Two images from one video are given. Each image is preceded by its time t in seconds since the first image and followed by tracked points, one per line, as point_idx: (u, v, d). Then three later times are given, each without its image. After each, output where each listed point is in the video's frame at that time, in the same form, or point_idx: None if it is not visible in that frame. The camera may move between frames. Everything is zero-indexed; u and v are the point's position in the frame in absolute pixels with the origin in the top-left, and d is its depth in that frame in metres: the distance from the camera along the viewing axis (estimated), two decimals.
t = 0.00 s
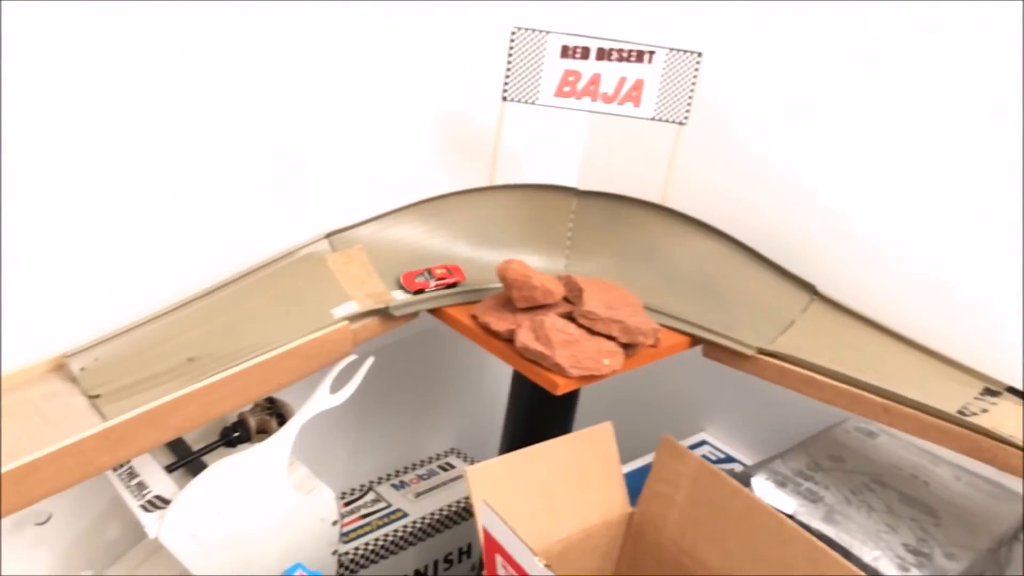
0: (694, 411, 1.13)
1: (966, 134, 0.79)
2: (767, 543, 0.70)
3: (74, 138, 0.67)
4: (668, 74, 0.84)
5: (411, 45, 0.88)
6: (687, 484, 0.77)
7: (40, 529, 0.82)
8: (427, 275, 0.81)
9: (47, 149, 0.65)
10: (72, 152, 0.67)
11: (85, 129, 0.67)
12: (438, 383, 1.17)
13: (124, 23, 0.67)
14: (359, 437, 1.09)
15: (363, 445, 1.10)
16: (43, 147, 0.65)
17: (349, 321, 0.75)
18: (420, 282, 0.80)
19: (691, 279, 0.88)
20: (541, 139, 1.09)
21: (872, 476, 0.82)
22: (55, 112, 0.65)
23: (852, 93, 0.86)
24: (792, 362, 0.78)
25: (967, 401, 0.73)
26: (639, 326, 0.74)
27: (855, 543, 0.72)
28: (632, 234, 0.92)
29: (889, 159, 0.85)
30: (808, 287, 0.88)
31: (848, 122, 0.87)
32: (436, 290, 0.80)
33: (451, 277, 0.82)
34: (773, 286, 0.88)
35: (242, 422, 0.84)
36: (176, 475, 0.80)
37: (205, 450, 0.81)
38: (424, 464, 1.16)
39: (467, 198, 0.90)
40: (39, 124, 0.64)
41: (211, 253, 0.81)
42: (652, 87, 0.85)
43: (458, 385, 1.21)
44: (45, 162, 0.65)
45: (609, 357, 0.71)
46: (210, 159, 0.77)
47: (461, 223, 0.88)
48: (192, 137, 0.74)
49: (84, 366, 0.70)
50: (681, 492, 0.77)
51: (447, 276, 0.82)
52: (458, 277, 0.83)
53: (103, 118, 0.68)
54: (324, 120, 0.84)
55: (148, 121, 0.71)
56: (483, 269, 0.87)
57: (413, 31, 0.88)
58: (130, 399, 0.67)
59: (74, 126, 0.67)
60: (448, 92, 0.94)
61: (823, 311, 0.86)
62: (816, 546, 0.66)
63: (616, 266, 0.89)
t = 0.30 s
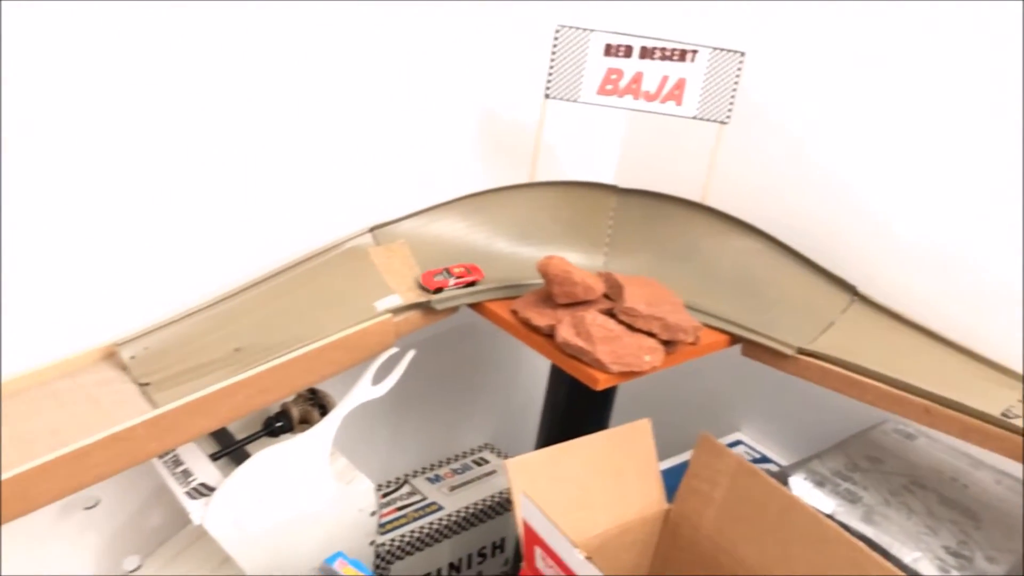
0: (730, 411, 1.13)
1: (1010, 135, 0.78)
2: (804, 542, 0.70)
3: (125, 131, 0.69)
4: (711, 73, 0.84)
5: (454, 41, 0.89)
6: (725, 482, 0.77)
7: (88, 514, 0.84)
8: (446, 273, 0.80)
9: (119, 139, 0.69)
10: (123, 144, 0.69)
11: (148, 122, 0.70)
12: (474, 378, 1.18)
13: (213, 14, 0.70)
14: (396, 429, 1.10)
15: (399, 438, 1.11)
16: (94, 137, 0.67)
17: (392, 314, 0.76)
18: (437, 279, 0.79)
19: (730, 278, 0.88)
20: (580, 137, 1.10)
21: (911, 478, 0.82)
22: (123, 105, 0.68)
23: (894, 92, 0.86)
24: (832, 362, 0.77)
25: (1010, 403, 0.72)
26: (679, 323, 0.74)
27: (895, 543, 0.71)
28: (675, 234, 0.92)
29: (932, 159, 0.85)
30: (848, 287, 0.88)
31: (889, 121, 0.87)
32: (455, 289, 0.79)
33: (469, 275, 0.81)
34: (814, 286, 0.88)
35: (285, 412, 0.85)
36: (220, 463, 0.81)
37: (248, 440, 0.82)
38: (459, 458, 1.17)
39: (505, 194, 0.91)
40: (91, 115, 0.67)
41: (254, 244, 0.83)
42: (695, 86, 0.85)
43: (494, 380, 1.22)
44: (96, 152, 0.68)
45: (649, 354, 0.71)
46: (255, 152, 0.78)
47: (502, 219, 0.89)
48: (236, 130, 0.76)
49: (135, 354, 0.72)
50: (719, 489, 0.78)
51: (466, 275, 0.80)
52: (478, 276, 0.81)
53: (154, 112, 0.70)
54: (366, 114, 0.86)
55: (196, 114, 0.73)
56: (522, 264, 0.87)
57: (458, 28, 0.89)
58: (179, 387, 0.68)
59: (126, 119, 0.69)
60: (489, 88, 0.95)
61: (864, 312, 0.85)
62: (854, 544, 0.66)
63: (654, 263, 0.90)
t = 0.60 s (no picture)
0: (770, 411, 1.13)
1: None
2: (848, 543, 0.70)
3: (182, 122, 0.71)
4: (759, 72, 0.84)
5: (502, 38, 0.90)
6: (767, 481, 0.77)
7: (139, 496, 0.86)
8: (473, 270, 0.80)
9: (176, 130, 0.70)
10: (180, 135, 0.71)
11: (204, 113, 0.71)
12: (515, 372, 1.18)
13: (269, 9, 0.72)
14: (436, 421, 1.11)
15: (439, 431, 1.13)
16: (154, 129, 0.69)
17: (439, 306, 0.77)
18: (464, 276, 0.79)
19: (775, 278, 0.88)
20: (625, 134, 1.10)
21: (956, 481, 0.81)
22: (181, 97, 0.69)
23: (945, 93, 0.85)
24: (877, 362, 0.77)
25: None
26: (726, 321, 0.74)
27: (941, 546, 0.71)
28: (719, 232, 0.92)
29: (982, 161, 0.84)
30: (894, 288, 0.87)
31: (939, 122, 0.86)
32: (478, 284, 0.78)
33: (496, 273, 0.80)
34: (860, 287, 0.87)
35: (332, 400, 0.87)
36: (268, 451, 0.83)
37: (295, 428, 0.84)
38: (497, 452, 1.18)
39: (550, 189, 0.91)
40: (173, 105, 0.69)
41: (303, 234, 0.84)
42: (743, 85, 0.85)
43: (534, 376, 1.22)
44: (155, 143, 0.69)
45: (695, 350, 0.72)
46: (309, 140, 0.80)
47: (547, 215, 0.90)
48: (292, 120, 0.78)
49: (189, 341, 0.73)
50: (760, 488, 0.77)
51: (492, 273, 0.80)
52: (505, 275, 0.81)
53: (216, 103, 0.72)
54: (414, 109, 0.87)
55: (250, 107, 0.74)
56: (566, 260, 0.88)
57: (507, 25, 0.90)
58: (231, 374, 0.70)
59: (199, 110, 0.71)
60: (537, 84, 0.96)
61: (910, 314, 0.85)
62: (897, 545, 0.66)
63: (697, 261, 0.90)
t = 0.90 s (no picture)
0: (807, 412, 1.12)
1: None
2: (888, 544, 0.70)
3: (239, 113, 0.72)
4: (807, 72, 0.84)
5: (550, 34, 0.91)
6: (807, 481, 0.77)
7: (186, 478, 0.88)
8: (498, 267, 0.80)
9: (230, 120, 0.72)
10: (233, 125, 0.72)
11: (256, 104, 0.73)
12: (552, 367, 1.19)
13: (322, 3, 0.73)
14: (473, 414, 1.12)
15: (476, 423, 1.14)
16: (220, 117, 0.71)
17: (483, 298, 0.78)
18: (488, 274, 0.79)
19: (818, 278, 0.88)
20: (669, 132, 1.11)
21: (1000, 487, 0.81)
22: (235, 88, 0.71)
23: (994, 96, 0.85)
24: (919, 365, 0.77)
25: None
26: (771, 320, 0.75)
27: (985, 551, 0.71)
28: (763, 231, 0.92)
29: None
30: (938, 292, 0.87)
31: (987, 125, 0.86)
32: (506, 281, 0.79)
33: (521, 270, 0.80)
34: (904, 290, 0.87)
35: (375, 389, 0.88)
36: (312, 437, 0.84)
37: (339, 415, 0.85)
38: (533, 446, 1.18)
39: (594, 185, 0.92)
40: (228, 96, 0.71)
41: (350, 225, 0.85)
42: (790, 84, 0.84)
43: (571, 371, 1.23)
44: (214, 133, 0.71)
45: (739, 348, 0.72)
46: (358, 131, 0.81)
47: (591, 210, 0.90)
48: (342, 112, 0.79)
49: (240, 327, 0.75)
50: (800, 488, 0.77)
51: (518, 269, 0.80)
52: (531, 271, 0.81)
53: (268, 94, 0.73)
54: (462, 102, 0.87)
55: (301, 99, 0.76)
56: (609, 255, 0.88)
57: (555, 21, 0.90)
58: (281, 360, 0.71)
59: (251, 100, 0.73)
60: (583, 81, 0.96)
61: (955, 317, 0.84)
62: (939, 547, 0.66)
63: (740, 259, 0.90)
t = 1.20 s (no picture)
0: (841, 411, 1.12)
1: None
2: (926, 543, 0.70)
3: (287, 104, 0.73)
4: (851, 70, 0.83)
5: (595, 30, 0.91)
6: (845, 479, 0.77)
7: (225, 465, 0.89)
8: (523, 265, 0.79)
9: (278, 111, 0.73)
10: (280, 116, 0.73)
11: (305, 95, 0.74)
12: (586, 362, 1.19)
13: None
14: (508, 406, 1.13)
15: (510, 415, 1.14)
16: (269, 108, 0.72)
17: (524, 291, 0.78)
18: (512, 274, 0.79)
19: (857, 277, 0.88)
20: (708, 129, 1.11)
21: None
22: (284, 80, 0.72)
23: None
24: (960, 365, 0.76)
25: None
26: (812, 318, 0.75)
27: None
28: (802, 228, 0.92)
29: None
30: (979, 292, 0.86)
31: None
32: (532, 279, 0.79)
33: (546, 265, 0.80)
34: (945, 291, 0.86)
35: (413, 379, 0.89)
36: (352, 425, 0.85)
37: (379, 404, 0.87)
38: (565, 440, 1.19)
39: (633, 181, 0.92)
40: (277, 87, 0.72)
41: (393, 217, 0.86)
42: (834, 83, 0.83)
43: (604, 366, 1.23)
44: (263, 123, 0.73)
45: (780, 345, 0.72)
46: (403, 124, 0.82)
47: (630, 205, 0.91)
48: (389, 104, 0.80)
49: (285, 315, 0.76)
50: (838, 486, 0.78)
51: (541, 266, 0.80)
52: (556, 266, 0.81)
53: (317, 86, 0.74)
54: (507, 97, 0.88)
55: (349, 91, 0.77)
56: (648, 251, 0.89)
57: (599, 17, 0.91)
58: (325, 348, 0.72)
59: (300, 92, 0.74)
60: (625, 77, 0.97)
61: (997, 319, 0.84)
62: (978, 547, 0.66)
63: (779, 257, 0.90)
